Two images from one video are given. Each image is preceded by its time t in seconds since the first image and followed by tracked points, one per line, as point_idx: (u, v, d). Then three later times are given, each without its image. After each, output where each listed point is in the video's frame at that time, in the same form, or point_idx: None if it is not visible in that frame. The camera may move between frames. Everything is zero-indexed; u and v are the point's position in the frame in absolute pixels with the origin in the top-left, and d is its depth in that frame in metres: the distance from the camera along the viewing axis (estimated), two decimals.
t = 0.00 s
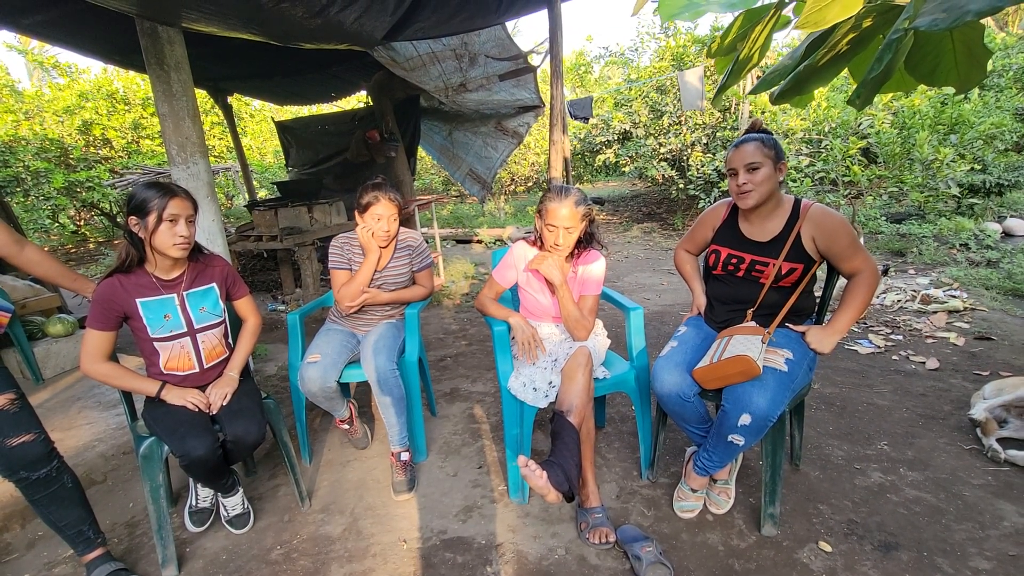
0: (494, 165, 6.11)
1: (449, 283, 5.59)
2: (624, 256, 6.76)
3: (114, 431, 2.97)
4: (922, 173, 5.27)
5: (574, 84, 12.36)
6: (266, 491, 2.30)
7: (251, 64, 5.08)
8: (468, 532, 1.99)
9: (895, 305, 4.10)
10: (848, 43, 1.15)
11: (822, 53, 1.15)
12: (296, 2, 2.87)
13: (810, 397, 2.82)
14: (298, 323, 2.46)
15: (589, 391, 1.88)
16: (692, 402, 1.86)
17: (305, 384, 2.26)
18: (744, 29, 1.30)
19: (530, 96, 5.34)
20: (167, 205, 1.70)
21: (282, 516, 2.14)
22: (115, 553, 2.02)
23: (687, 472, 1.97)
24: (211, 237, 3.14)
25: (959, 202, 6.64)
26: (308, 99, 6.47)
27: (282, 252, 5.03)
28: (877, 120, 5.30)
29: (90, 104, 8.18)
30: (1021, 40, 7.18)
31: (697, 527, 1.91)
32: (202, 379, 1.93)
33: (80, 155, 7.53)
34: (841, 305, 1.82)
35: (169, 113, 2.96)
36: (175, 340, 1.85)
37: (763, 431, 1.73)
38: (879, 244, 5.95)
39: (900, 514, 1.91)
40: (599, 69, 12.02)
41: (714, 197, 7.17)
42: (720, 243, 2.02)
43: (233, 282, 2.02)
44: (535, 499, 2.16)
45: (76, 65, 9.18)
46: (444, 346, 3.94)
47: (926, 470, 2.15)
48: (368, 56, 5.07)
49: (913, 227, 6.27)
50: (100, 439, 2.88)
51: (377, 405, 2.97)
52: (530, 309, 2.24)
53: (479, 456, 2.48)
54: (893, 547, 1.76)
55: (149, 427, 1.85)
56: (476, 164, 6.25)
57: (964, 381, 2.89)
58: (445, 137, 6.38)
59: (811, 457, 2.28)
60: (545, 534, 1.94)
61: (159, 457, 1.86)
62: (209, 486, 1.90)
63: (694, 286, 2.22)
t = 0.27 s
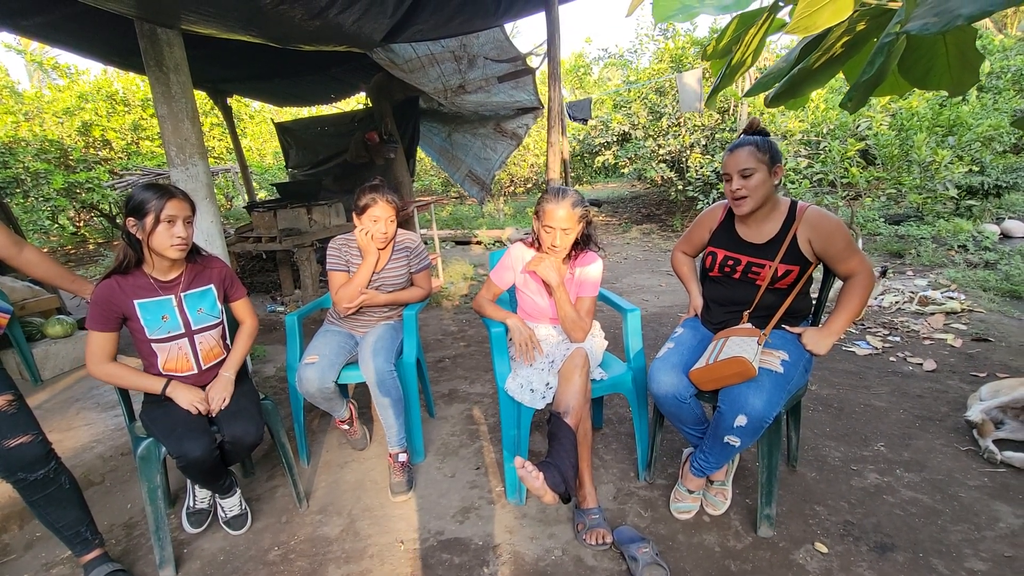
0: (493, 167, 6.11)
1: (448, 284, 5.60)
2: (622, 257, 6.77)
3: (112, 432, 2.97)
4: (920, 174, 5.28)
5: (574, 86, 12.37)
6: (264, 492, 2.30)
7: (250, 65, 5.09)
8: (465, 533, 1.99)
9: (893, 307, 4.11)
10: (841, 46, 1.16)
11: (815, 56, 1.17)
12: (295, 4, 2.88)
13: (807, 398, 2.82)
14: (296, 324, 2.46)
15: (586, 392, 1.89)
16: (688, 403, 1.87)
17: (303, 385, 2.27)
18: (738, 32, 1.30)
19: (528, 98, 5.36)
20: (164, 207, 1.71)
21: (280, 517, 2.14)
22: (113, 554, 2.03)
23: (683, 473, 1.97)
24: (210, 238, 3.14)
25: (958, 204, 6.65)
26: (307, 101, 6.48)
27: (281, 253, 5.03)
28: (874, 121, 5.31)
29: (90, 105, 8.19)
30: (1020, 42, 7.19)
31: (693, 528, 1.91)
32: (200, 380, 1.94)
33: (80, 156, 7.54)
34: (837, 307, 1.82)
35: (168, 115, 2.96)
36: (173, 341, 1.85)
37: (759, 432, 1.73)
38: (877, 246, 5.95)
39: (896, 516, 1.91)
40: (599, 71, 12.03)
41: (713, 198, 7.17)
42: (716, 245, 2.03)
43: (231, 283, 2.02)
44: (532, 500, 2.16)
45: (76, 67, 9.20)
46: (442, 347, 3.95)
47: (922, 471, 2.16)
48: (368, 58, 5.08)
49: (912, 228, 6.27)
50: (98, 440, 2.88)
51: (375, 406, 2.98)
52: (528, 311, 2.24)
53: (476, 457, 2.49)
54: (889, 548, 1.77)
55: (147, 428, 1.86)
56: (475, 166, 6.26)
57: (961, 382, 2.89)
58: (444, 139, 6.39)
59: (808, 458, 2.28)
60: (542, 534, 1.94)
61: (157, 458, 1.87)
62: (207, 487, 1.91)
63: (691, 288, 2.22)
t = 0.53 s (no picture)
0: (492, 167, 6.13)
1: (448, 285, 5.61)
2: (622, 258, 6.78)
3: (113, 431, 2.98)
4: (919, 175, 5.29)
5: (573, 86, 12.39)
6: (264, 491, 2.31)
7: (250, 66, 5.10)
8: (463, 532, 2.01)
9: (891, 307, 4.12)
10: (836, 49, 1.17)
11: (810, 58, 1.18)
12: (295, 6, 2.89)
13: (804, 398, 2.83)
14: (296, 324, 2.47)
15: (583, 392, 1.90)
16: (686, 402, 1.88)
17: (303, 384, 2.28)
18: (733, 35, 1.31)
19: (528, 98, 5.38)
20: (165, 207, 1.72)
21: (280, 516, 2.15)
22: (114, 552, 2.04)
23: (680, 472, 1.99)
24: (210, 238, 3.16)
25: (956, 204, 6.66)
26: (307, 101, 6.49)
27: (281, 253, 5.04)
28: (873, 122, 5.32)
29: (90, 106, 8.21)
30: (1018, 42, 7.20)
31: (691, 527, 1.92)
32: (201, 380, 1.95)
33: (80, 157, 7.56)
34: (833, 307, 1.83)
35: (168, 116, 2.98)
36: (173, 340, 1.86)
37: (755, 431, 1.74)
38: (876, 247, 5.96)
39: (892, 515, 1.93)
40: (598, 72, 12.05)
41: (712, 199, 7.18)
42: (714, 246, 2.04)
43: (230, 283, 2.03)
44: (531, 499, 2.17)
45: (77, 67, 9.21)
46: (442, 347, 3.96)
47: (919, 471, 2.17)
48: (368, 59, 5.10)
49: (911, 229, 6.29)
50: (99, 439, 2.89)
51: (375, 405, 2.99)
52: (527, 311, 2.25)
53: (475, 457, 2.50)
54: (884, 547, 1.78)
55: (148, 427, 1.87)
56: (475, 166, 6.28)
57: (958, 382, 2.90)
58: (444, 139, 6.40)
59: (805, 458, 2.29)
60: (540, 533, 1.96)
61: (157, 457, 1.88)
62: (207, 486, 1.92)
63: (689, 288, 2.23)
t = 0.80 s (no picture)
0: (493, 167, 6.14)
1: (448, 284, 5.62)
2: (622, 258, 6.79)
3: (115, 430, 3.00)
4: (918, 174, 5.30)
5: (573, 87, 12.40)
6: (266, 489, 2.33)
7: (251, 66, 5.11)
8: (464, 529, 2.02)
9: (890, 306, 4.13)
10: (833, 50, 1.20)
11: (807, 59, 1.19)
12: (296, 7, 2.91)
13: (803, 397, 2.85)
14: (297, 323, 2.49)
15: (583, 391, 1.91)
16: (685, 401, 1.89)
17: (305, 383, 2.30)
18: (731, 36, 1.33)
19: (528, 99, 5.39)
20: (168, 206, 1.74)
21: (282, 514, 2.17)
22: (117, 549, 2.06)
23: (680, 470, 2.00)
24: (212, 238, 3.17)
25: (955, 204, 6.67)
26: (308, 102, 6.51)
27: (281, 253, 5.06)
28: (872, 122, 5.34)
29: (92, 106, 8.23)
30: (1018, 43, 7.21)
31: (690, 525, 1.94)
32: (204, 379, 1.96)
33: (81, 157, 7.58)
34: (831, 307, 1.85)
35: (170, 116, 2.99)
36: (176, 339, 1.87)
37: (754, 429, 1.76)
38: (875, 246, 5.97)
39: (889, 512, 1.94)
40: (598, 72, 12.06)
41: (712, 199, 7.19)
42: (713, 245, 2.05)
43: (232, 283, 2.04)
44: (531, 497, 2.19)
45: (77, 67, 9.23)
46: (442, 347, 3.97)
47: (916, 469, 2.18)
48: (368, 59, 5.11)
49: (910, 229, 6.30)
50: (102, 438, 2.91)
51: (376, 404, 3.01)
52: (527, 310, 2.27)
53: (476, 455, 2.51)
54: (882, 544, 1.79)
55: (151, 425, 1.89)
56: (475, 166, 6.29)
57: (956, 381, 2.92)
58: (444, 139, 6.42)
59: (804, 456, 2.31)
60: (541, 531, 1.97)
61: (160, 455, 1.90)
62: (210, 484, 1.93)
63: (688, 288, 2.25)
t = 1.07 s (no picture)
0: (493, 167, 6.15)
1: (449, 284, 5.63)
2: (622, 258, 6.80)
3: (117, 429, 3.01)
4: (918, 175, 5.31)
5: (574, 87, 12.41)
6: (268, 488, 2.34)
7: (253, 66, 5.13)
8: (465, 528, 2.03)
9: (890, 307, 4.15)
10: (832, 52, 1.22)
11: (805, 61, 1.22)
12: (298, 7, 2.92)
13: (803, 396, 2.86)
14: (299, 322, 2.50)
15: (585, 390, 1.92)
16: (685, 400, 1.90)
17: (307, 382, 2.31)
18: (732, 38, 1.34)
19: (529, 99, 5.40)
20: (172, 205, 1.75)
21: (284, 513, 2.18)
22: (120, 547, 2.07)
23: (680, 469, 2.01)
24: (214, 238, 3.18)
25: (955, 205, 6.68)
26: (309, 102, 6.52)
27: (283, 253, 5.07)
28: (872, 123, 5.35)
29: (93, 106, 8.24)
30: (1018, 43, 7.22)
31: (690, 523, 1.95)
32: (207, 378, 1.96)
33: (83, 156, 7.59)
34: (830, 306, 1.86)
35: (172, 116, 3.00)
36: (180, 338, 1.88)
37: (754, 428, 1.77)
38: (875, 247, 5.98)
39: (889, 511, 1.95)
40: (599, 73, 12.08)
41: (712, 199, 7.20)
42: (714, 245, 2.06)
43: (235, 282, 2.04)
44: (532, 495, 2.20)
45: (78, 67, 9.23)
46: (443, 347, 3.99)
47: (916, 468, 2.20)
48: (369, 60, 5.12)
49: (910, 229, 6.31)
50: (104, 437, 2.92)
51: (377, 403, 3.02)
52: (528, 309, 2.28)
53: (476, 454, 2.53)
54: (881, 542, 1.80)
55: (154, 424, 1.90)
56: (476, 167, 6.30)
57: (956, 381, 2.93)
58: (444, 139, 6.43)
59: (804, 455, 2.32)
60: (542, 529, 1.98)
61: (164, 453, 1.91)
62: (213, 482, 1.94)
63: (688, 287, 2.26)
